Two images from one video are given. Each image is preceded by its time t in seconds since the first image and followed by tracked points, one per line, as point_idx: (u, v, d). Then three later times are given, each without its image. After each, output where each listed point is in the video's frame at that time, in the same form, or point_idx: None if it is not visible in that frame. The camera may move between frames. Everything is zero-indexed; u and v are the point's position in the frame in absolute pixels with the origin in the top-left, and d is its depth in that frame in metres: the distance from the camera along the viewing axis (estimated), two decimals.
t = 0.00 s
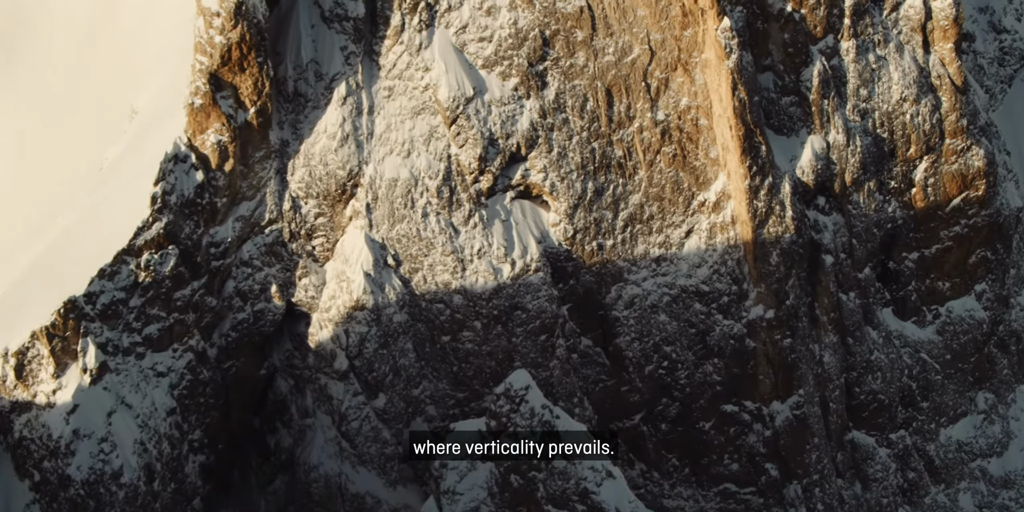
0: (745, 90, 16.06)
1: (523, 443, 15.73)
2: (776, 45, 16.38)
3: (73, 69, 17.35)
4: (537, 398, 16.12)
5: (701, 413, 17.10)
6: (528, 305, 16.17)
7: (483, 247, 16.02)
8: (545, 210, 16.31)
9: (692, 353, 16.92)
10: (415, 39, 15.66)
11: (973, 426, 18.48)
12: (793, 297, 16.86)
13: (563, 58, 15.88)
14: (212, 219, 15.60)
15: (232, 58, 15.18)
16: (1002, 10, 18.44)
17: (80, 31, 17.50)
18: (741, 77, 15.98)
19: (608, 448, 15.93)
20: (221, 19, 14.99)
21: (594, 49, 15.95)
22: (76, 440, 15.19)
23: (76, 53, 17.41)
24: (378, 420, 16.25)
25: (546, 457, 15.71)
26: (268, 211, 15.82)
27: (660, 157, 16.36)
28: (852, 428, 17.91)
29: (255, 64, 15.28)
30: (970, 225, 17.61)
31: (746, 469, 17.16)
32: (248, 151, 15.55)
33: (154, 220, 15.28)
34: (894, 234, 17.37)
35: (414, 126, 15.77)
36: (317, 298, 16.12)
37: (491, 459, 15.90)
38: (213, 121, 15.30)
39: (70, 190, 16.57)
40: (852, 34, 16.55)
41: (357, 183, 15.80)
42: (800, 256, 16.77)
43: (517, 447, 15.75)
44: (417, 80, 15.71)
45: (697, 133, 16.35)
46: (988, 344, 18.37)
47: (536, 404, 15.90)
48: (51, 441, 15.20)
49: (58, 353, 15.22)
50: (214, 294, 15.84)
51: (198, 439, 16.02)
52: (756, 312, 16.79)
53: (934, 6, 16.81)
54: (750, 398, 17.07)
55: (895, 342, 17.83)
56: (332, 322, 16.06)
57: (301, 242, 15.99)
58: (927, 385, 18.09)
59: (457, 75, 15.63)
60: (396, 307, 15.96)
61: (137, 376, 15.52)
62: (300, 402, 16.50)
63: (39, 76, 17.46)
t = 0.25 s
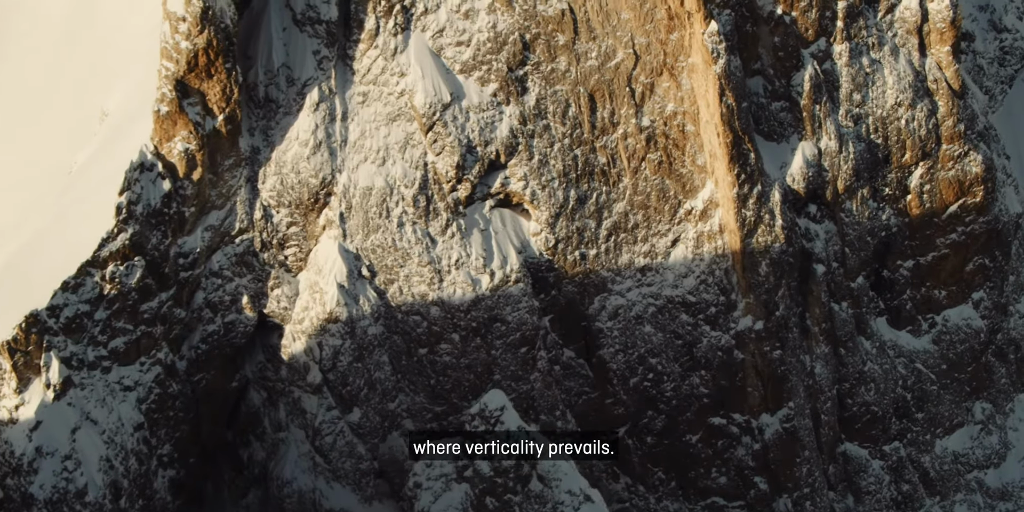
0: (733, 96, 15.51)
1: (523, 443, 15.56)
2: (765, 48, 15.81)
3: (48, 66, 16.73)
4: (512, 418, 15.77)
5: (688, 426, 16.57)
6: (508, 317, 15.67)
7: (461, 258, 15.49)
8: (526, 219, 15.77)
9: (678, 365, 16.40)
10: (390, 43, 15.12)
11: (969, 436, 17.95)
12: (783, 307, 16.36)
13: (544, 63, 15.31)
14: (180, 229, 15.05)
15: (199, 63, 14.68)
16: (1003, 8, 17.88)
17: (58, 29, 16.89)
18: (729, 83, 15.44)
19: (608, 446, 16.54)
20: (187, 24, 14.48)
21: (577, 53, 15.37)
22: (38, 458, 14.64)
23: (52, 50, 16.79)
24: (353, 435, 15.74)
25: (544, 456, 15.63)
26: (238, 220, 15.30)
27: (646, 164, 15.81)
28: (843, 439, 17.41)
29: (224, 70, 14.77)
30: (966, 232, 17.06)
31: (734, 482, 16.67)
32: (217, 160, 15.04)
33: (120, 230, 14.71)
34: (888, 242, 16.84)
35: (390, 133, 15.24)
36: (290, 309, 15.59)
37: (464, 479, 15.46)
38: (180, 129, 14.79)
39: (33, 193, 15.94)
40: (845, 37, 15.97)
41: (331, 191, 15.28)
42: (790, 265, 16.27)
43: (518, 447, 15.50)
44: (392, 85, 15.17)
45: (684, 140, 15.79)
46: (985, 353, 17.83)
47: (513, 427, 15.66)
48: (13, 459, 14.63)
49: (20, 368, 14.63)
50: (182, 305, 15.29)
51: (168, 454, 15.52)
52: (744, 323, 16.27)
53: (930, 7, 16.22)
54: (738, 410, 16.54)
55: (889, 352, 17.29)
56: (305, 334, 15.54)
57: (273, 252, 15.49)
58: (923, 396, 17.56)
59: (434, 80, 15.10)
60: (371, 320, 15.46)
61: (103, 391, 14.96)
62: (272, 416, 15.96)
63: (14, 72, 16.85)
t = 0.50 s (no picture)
0: (716, 102, 14.96)
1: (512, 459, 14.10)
2: (750, 52, 15.24)
3: None
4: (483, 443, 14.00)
5: (669, 439, 16.08)
6: (482, 330, 15.18)
7: (433, 270, 14.98)
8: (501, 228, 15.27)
9: (659, 378, 15.90)
10: (359, 48, 14.56)
11: (962, 447, 17.45)
12: (767, 319, 15.84)
13: (519, 68, 14.76)
14: (141, 240, 14.50)
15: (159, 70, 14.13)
16: (999, 6, 17.38)
17: None
18: (710, 89, 14.89)
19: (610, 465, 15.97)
20: (146, 30, 13.90)
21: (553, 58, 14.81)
22: None
23: None
24: (322, 451, 15.19)
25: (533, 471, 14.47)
26: (202, 230, 14.78)
27: (625, 172, 15.28)
28: (831, 452, 16.87)
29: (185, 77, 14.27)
30: (959, 239, 16.52)
31: (718, 496, 16.20)
32: (180, 170, 14.51)
33: (78, 242, 14.06)
34: (877, 251, 16.31)
35: (359, 141, 14.72)
36: (257, 321, 15.12)
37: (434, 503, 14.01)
38: (140, 138, 14.23)
39: None
40: (832, 41, 15.42)
41: (297, 201, 14.77)
42: (774, 276, 15.75)
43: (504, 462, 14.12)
44: (361, 92, 14.63)
45: (664, 147, 15.26)
46: (978, 363, 17.30)
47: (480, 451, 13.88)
48: None
49: None
50: (145, 318, 14.72)
51: (131, 469, 14.89)
52: (728, 335, 15.75)
53: (922, 9, 15.64)
54: (721, 424, 16.06)
55: (878, 362, 16.79)
56: (273, 348, 15.06)
57: (239, 263, 15.00)
58: (914, 407, 17.05)
59: (404, 86, 14.57)
60: (340, 334, 14.96)
61: (63, 407, 14.25)
62: (240, 430, 15.48)
63: None
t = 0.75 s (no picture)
0: (692, 111, 14.41)
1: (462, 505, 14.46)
2: (728, 58, 14.69)
3: None
4: (446, 467, 14.81)
5: (646, 454, 15.57)
6: (450, 346, 14.70)
7: (399, 283, 14.49)
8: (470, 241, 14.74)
9: (636, 392, 15.39)
10: (320, 55, 14.05)
11: (949, 459, 16.92)
12: (747, 332, 15.35)
13: (487, 76, 14.22)
14: (96, 253, 14.00)
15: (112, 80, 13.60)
16: (991, 5, 16.84)
17: None
18: (687, 97, 14.34)
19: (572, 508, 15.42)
20: (97, 39, 13.36)
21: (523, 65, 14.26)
22: None
23: None
24: (286, 469, 14.69)
25: None
26: (160, 243, 14.30)
27: (599, 182, 14.76)
28: (813, 465, 16.39)
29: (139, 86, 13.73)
30: (946, 248, 16.01)
31: None
32: (135, 182, 14.02)
33: (30, 258, 13.57)
34: (861, 260, 15.78)
35: (321, 151, 14.21)
36: (218, 336, 14.64)
37: None
38: (93, 150, 13.73)
39: None
40: (815, 46, 14.85)
41: (258, 213, 14.28)
42: (754, 288, 15.25)
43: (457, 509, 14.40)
44: (323, 100, 14.11)
45: (640, 156, 14.73)
46: (966, 373, 16.80)
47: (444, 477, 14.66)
48: None
49: None
50: (102, 333, 14.24)
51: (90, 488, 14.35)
52: (706, 348, 15.27)
53: (908, 12, 15.07)
54: (700, 438, 15.57)
55: (863, 374, 16.29)
56: (234, 364, 14.57)
57: (199, 276, 14.51)
58: (899, 418, 16.52)
59: (368, 95, 14.05)
60: (304, 350, 14.50)
61: (16, 426, 13.78)
62: (202, 446, 15.02)
63: None
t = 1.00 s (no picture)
0: (664, 122, 13.88)
1: None
2: (703, 66, 14.15)
3: None
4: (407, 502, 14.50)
5: (619, 472, 15.08)
6: (414, 363, 14.22)
7: (361, 300, 14.01)
8: (434, 255, 14.26)
9: (608, 409, 14.93)
10: (277, 65, 13.53)
11: (933, 473, 16.41)
12: (722, 347, 14.86)
13: (451, 86, 13.70)
14: (47, 270, 13.48)
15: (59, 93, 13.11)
16: (979, 5, 16.29)
17: None
18: (658, 108, 13.81)
19: None
20: (43, 51, 12.86)
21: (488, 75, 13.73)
22: None
23: None
24: (245, 490, 14.24)
25: None
26: (113, 259, 13.81)
27: (568, 194, 14.26)
28: (793, 480, 15.90)
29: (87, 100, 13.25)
30: (930, 259, 15.53)
31: None
32: (86, 197, 13.52)
33: None
34: (842, 272, 15.30)
35: (279, 164, 13.72)
36: (174, 354, 14.13)
37: None
38: (41, 165, 13.21)
39: None
40: (793, 53, 14.29)
41: (214, 228, 13.78)
42: (730, 302, 14.74)
43: None
44: (280, 111, 13.62)
45: (610, 168, 14.23)
46: (951, 385, 16.30)
47: None
48: None
49: None
50: (54, 351, 13.72)
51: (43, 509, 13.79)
52: (680, 365, 14.82)
53: (890, 18, 14.51)
54: (674, 455, 15.11)
55: (843, 388, 15.82)
56: (190, 382, 14.07)
57: (153, 292, 14.03)
58: (881, 432, 16.06)
59: (326, 106, 13.55)
60: (262, 368, 14.01)
61: None
62: (160, 465, 14.43)
63: None
